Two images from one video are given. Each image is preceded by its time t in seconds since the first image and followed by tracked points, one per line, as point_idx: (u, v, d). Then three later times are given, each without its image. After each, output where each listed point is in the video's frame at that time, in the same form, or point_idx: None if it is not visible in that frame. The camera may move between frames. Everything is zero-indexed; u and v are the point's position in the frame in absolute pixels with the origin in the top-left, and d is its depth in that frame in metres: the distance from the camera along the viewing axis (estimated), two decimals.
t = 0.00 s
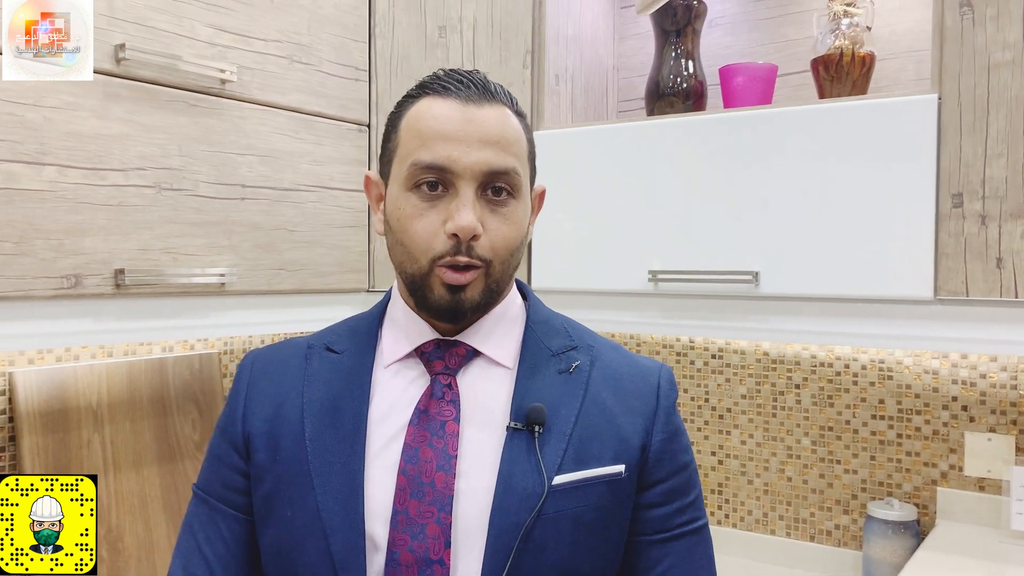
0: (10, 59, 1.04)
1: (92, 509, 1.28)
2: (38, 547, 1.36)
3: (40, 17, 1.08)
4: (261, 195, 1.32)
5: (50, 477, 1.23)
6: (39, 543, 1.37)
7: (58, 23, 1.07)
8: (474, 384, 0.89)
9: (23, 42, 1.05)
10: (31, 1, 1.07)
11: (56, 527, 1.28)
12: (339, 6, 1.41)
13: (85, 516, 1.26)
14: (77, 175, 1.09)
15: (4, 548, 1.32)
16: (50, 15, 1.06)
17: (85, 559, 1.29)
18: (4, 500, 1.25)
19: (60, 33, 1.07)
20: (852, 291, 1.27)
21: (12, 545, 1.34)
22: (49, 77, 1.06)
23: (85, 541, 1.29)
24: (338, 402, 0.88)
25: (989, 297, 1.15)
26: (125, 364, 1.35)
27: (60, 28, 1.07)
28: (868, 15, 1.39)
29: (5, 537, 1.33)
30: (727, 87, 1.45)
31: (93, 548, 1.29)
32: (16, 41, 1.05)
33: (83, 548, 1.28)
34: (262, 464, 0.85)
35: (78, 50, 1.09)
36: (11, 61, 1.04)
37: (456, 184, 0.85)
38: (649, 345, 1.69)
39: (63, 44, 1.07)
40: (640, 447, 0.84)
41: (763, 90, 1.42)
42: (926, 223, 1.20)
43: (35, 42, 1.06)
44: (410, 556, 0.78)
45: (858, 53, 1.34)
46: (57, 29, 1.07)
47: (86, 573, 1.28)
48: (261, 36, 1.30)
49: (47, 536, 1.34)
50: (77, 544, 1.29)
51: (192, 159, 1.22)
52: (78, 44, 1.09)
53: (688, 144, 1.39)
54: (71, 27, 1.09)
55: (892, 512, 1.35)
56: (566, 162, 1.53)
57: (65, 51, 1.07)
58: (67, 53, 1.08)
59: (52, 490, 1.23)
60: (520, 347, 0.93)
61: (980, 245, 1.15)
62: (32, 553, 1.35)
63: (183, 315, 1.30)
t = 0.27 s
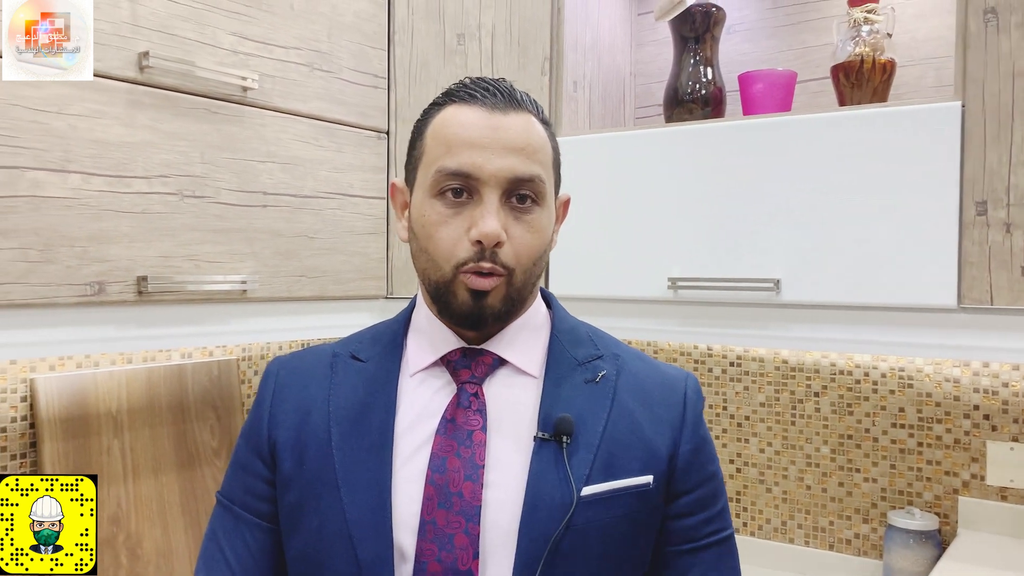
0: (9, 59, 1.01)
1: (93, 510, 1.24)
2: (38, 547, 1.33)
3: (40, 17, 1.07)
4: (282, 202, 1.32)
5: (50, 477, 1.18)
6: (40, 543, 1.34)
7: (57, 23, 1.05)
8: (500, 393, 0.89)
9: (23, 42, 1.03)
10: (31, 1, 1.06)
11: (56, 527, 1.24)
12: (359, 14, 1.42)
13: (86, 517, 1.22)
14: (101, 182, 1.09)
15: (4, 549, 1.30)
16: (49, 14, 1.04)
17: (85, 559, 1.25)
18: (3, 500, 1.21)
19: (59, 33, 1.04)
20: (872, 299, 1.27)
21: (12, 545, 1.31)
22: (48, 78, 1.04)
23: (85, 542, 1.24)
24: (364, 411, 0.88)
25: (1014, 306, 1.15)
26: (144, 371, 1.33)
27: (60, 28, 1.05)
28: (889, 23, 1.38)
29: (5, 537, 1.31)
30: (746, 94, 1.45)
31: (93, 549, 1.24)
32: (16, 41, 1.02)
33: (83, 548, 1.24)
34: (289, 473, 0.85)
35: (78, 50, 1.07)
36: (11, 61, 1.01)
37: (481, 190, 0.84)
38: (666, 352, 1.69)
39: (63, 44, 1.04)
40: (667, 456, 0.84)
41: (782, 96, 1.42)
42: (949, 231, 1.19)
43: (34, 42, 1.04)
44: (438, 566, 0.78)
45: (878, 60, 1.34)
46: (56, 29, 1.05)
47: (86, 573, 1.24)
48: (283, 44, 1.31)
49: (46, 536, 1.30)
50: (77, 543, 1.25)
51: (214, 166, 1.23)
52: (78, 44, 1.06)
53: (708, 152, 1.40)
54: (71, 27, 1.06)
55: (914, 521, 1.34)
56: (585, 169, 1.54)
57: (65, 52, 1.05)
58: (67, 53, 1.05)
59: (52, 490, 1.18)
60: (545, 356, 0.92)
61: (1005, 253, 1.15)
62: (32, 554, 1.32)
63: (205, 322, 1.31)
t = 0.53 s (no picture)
0: (10, 59, 1.00)
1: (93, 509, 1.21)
2: (38, 547, 1.31)
3: (40, 17, 1.05)
4: (295, 207, 1.33)
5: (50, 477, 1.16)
6: (40, 543, 1.31)
7: (58, 23, 1.03)
8: (513, 402, 0.88)
9: (23, 42, 1.01)
10: (31, 2, 1.05)
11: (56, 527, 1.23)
12: (372, 19, 1.43)
13: (85, 517, 1.20)
14: (115, 187, 1.10)
15: (4, 548, 1.27)
16: (50, 14, 1.03)
17: (85, 559, 1.22)
18: (3, 500, 1.20)
19: (59, 33, 1.03)
20: (887, 306, 1.27)
21: (12, 545, 1.29)
22: (49, 78, 1.03)
23: (85, 542, 1.22)
24: (378, 418, 0.87)
25: None
26: (157, 375, 1.32)
27: (60, 28, 1.03)
28: (903, 28, 1.38)
29: (5, 537, 1.28)
30: (760, 99, 1.44)
31: (93, 549, 1.22)
32: (16, 40, 1.01)
33: (83, 548, 1.22)
34: (302, 479, 0.85)
35: (78, 50, 1.05)
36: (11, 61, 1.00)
37: (491, 194, 0.84)
38: (678, 358, 1.68)
39: (64, 45, 1.03)
40: (682, 468, 0.83)
41: (796, 102, 1.42)
42: (965, 238, 1.19)
43: (34, 42, 1.03)
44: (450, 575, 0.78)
45: (893, 66, 1.33)
46: (57, 29, 1.03)
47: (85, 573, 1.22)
48: (296, 49, 1.31)
49: (46, 537, 1.28)
50: (76, 543, 1.23)
51: (227, 171, 1.23)
52: (78, 44, 1.05)
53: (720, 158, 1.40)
54: (71, 27, 1.05)
55: (927, 529, 1.32)
56: (597, 175, 1.54)
57: (65, 52, 1.04)
58: (67, 53, 1.04)
59: (51, 490, 1.16)
60: (558, 365, 0.92)
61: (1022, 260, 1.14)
62: (32, 554, 1.30)
63: (218, 327, 1.32)
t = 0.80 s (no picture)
0: (9, 59, 1.00)
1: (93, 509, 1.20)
2: (38, 546, 1.29)
3: (41, 17, 1.04)
4: (303, 208, 1.33)
5: (50, 477, 1.18)
6: (40, 543, 1.30)
7: (58, 23, 1.02)
8: (522, 404, 0.88)
9: (23, 42, 1.01)
10: (32, 1, 1.04)
11: (56, 527, 1.22)
12: (380, 20, 1.43)
13: (85, 517, 1.19)
14: (124, 188, 1.10)
15: (4, 548, 1.26)
16: (49, 14, 1.02)
17: (85, 559, 1.21)
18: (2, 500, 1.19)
19: (59, 33, 1.02)
20: (898, 308, 1.26)
21: (12, 545, 1.27)
22: (49, 78, 1.02)
23: (85, 542, 1.21)
24: (386, 419, 0.87)
25: None
26: (166, 377, 1.32)
27: (60, 28, 1.03)
28: (913, 29, 1.37)
29: (5, 536, 1.27)
30: (769, 100, 1.44)
31: (93, 549, 1.20)
32: (16, 40, 1.00)
33: (83, 548, 1.21)
34: (311, 480, 0.85)
35: (78, 50, 1.05)
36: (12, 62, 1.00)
37: (482, 192, 0.84)
38: (686, 359, 1.68)
39: (64, 44, 1.03)
40: (691, 472, 0.83)
41: (804, 103, 1.41)
42: (976, 240, 1.18)
43: (35, 42, 1.02)
44: None
45: (902, 67, 1.33)
46: (57, 29, 1.03)
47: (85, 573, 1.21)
48: (305, 50, 1.31)
49: (47, 537, 1.27)
50: (77, 543, 1.22)
51: (236, 172, 1.23)
52: (78, 44, 1.04)
53: (729, 159, 1.40)
54: (71, 27, 1.04)
55: (937, 533, 1.31)
56: (604, 176, 1.54)
57: (66, 52, 1.03)
58: (67, 53, 1.03)
59: (50, 490, 1.16)
60: (568, 367, 0.92)
61: None
62: (32, 554, 1.28)
63: (226, 327, 1.32)
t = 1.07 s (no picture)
0: (9, 59, 0.99)
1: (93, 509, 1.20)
2: (38, 546, 1.30)
3: (41, 17, 1.04)
4: (308, 209, 1.33)
5: (50, 477, 1.19)
6: (40, 543, 1.30)
7: (58, 23, 1.02)
8: (526, 407, 0.88)
9: (23, 42, 1.01)
10: (32, 1, 1.04)
11: (56, 527, 1.22)
12: (386, 22, 1.43)
13: (85, 516, 1.18)
14: (130, 189, 1.10)
15: (4, 548, 1.26)
16: (50, 14, 1.02)
17: (85, 559, 1.21)
18: (3, 500, 1.19)
19: (59, 33, 1.02)
20: (903, 311, 1.26)
21: (12, 545, 1.28)
22: (48, 78, 1.01)
23: (85, 541, 1.21)
24: (390, 422, 0.87)
25: None
26: (170, 376, 1.31)
27: (60, 28, 1.02)
28: (918, 32, 1.37)
29: (5, 536, 1.27)
30: (774, 103, 1.44)
31: (93, 548, 1.20)
32: (16, 40, 1.00)
33: (83, 548, 1.20)
34: (314, 484, 0.85)
35: (78, 50, 1.04)
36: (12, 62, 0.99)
37: (473, 198, 0.84)
38: (689, 361, 1.68)
39: (63, 44, 1.02)
40: (695, 475, 0.83)
41: (809, 105, 1.41)
42: (981, 242, 1.18)
43: (35, 42, 1.01)
44: None
45: (907, 69, 1.33)
46: (56, 29, 1.02)
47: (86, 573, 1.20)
48: (310, 52, 1.31)
49: (46, 537, 1.27)
50: (76, 543, 1.22)
51: (242, 173, 1.23)
52: (78, 44, 1.04)
53: (733, 161, 1.40)
54: (71, 27, 1.04)
55: (941, 536, 1.31)
56: (608, 178, 1.54)
57: (65, 52, 1.03)
58: (67, 53, 1.03)
59: (50, 490, 1.17)
60: (571, 370, 0.92)
61: None
62: (32, 553, 1.28)
63: (231, 328, 1.32)
